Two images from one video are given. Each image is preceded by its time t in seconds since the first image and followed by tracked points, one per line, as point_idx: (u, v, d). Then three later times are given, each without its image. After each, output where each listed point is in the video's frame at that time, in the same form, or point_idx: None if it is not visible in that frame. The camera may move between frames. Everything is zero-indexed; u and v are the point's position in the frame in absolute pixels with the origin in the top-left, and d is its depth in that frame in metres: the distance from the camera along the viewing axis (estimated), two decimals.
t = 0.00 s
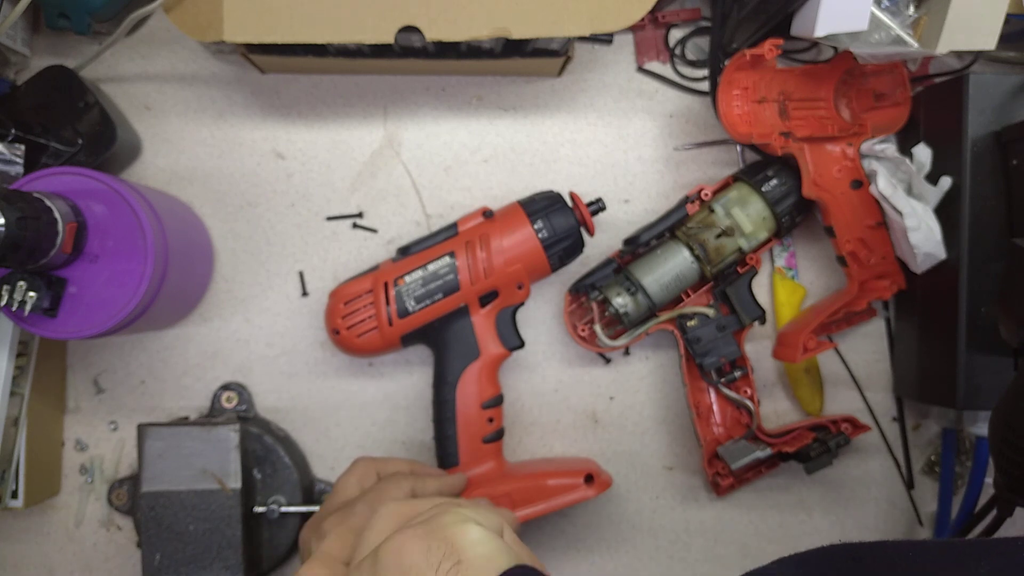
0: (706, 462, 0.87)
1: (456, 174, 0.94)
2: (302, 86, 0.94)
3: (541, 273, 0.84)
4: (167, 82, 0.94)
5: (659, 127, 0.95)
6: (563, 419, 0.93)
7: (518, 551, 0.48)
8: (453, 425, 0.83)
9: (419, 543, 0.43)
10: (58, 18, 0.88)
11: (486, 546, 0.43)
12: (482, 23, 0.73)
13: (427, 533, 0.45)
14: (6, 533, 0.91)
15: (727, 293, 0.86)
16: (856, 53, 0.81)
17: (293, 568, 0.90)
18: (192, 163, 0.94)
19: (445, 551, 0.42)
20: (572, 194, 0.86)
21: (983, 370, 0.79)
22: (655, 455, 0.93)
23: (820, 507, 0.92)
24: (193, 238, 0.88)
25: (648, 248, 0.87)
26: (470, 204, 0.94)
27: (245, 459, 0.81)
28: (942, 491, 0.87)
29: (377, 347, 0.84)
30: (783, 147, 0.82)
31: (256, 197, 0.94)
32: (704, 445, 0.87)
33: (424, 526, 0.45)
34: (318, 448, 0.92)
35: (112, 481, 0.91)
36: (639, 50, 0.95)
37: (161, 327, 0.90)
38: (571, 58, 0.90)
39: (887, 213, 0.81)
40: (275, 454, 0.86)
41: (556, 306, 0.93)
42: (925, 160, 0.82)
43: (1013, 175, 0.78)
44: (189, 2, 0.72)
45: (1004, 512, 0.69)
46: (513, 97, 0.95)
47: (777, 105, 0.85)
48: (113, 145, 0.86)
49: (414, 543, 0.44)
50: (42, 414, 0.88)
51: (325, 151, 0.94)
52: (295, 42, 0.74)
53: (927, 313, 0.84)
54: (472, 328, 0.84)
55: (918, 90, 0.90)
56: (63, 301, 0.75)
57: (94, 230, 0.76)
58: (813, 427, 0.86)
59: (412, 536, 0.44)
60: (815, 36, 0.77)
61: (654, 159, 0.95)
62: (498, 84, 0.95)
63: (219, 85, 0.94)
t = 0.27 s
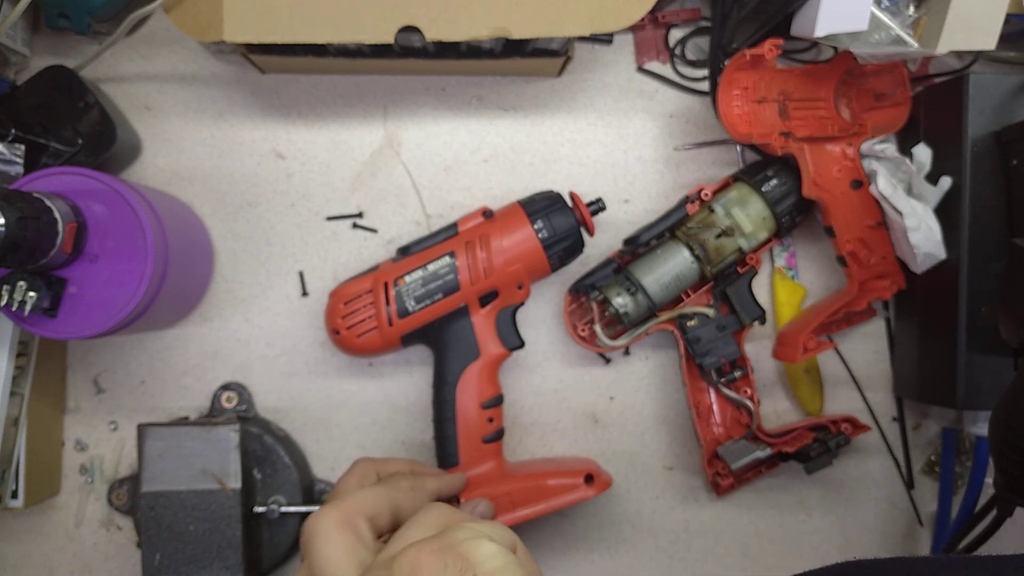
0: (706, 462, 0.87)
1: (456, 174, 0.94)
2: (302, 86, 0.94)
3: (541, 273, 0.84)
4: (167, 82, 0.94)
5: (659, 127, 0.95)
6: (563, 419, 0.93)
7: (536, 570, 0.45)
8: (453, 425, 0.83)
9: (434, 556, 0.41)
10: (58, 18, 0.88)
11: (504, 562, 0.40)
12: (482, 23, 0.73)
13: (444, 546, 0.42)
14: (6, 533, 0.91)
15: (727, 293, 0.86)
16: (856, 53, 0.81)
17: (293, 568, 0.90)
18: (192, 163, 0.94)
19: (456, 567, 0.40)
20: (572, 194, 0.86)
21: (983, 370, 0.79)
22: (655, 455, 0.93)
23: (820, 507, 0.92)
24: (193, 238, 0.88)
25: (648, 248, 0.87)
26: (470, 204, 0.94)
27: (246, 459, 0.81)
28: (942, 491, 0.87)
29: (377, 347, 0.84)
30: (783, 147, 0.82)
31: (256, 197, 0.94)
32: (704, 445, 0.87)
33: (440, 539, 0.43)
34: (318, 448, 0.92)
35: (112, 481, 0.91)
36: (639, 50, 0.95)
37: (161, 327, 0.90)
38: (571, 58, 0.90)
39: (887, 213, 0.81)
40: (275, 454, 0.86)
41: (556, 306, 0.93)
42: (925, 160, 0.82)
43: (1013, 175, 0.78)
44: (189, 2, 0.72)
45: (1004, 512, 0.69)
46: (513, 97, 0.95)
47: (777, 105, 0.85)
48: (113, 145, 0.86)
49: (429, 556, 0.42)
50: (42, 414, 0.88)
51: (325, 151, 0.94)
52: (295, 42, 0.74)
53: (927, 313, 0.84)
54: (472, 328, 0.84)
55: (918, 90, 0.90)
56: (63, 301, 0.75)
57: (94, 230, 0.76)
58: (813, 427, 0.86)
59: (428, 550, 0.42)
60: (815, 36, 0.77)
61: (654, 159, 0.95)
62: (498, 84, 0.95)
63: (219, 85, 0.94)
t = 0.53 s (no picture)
0: (706, 462, 0.87)
1: (456, 174, 0.94)
2: (302, 86, 0.94)
3: (541, 273, 0.84)
4: (167, 82, 0.94)
5: (659, 127, 0.95)
6: (563, 419, 0.93)
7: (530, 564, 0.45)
8: (453, 425, 0.83)
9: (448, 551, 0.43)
10: (58, 18, 0.88)
11: (516, 559, 0.42)
12: (482, 23, 0.73)
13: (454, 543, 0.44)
14: (6, 533, 0.91)
15: (727, 293, 0.86)
16: (856, 53, 0.81)
17: (293, 568, 0.90)
18: (192, 163, 0.94)
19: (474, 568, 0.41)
20: (572, 194, 0.86)
21: (983, 370, 0.79)
22: (655, 455, 0.93)
23: (820, 507, 0.92)
24: (193, 238, 0.88)
25: (647, 248, 0.87)
26: (470, 204, 0.94)
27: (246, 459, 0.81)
28: (942, 491, 0.87)
29: (377, 347, 0.84)
30: (783, 147, 0.82)
31: (256, 197, 0.94)
32: (704, 445, 0.87)
33: (453, 536, 0.44)
34: (318, 448, 0.92)
35: (112, 481, 0.91)
36: (639, 50, 0.95)
37: (161, 327, 0.90)
38: (571, 58, 0.90)
39: (887, 213, 0.81)
40: (275, 454, 0.86)
41: (556, 306, 0.93)
42: (925, 160, 0.82)
43: (1013, 175, 0.78)
44: (189, 2, 0.72)
45: (1004, 513, 0.68)
46: (513, 97, 0.95)
47: (777, 105, 0.85)
48: (113, 145, 0.86)
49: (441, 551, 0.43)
50: (42, 414, 0.88)
51: (325, 151, 0.94)
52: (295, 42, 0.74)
53: (927, 313, 0.84)
54: (472, 328, 0.84)
55: (918, 90, 0.90)
56: (63, 301, 0.75)
57: (94, 230, 0.76)
58: (813, 427, 0.86)
59: (440, 544, 0.44)
60: (815, 36, 0.77)
61: (654, 159, 0.95)
62: (498, 84, 0.95)
63: (219, 85, 0.94)
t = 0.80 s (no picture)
0: (706, 462, 0.87)
1: (456, 174, 0.94)
2: (302, 86, 0.94)
3: (541, 273, 0.84)
4: (167, 82, 0.94)
5: (659, 127, 0.95)
6: (563, 420, 0.93)
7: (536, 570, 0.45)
8: (453, 425, 0.83)
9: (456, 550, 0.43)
10: (58, 18, 0.88)
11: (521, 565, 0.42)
12: (482, 23, 0.73)
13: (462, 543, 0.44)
14: (6, 533, 0.91)
15: (727, 293, 0.86)
16: (856, 53, 0.81)
17: (293, 568, 0.90)
18: (192, 163, 0.94)
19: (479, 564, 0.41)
20: (572, 193, 0.86)
21: (983, 370, 0.79)
22: (655, 455, 0.93)
23: (821, 507, 0.92)
24: (193, 238, 0.88)
25: (647, 248, 0.87)
26: (470, 204, 0.94)
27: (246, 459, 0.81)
28: (942, 491, 0.87)
29: (377, 347, 0.84)
30: (783, 147, 0.82)
31: (256, 197, 0.94)
32: (704, 445, 0.87)
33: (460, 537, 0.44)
34: (318, 448, 0.92)
35: (112, 481, 0.91)
36: (639, 50, 0.95)
37: (161, 327, 0.90)
38: (571, 58, 0.90)
39: (887, 213, 0.81)
40: (275, 454, 0.86)
41: (556, 306, 0.93)
42: (925, 160, 0.82)
43: (1013, 175, 0.78)
44: (188, 2, 0.72)
45: (1004, 513, 0.68)
46: (513, 97, 0.95)
47: (777, 105, 0.85)
48: (112, 145, 0.86)
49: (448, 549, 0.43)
50: (42, 414, 0.88)
51: (325, 151, 0.94)
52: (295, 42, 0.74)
53: (927, 313, 0.84)
54: (472, 328, 0.84)
55: (918, 90, 0.90)
56: (63, 301, 0.75)
57: (94, 230, 0.76)
58: (813, 427, 0.86)
59: (446, 543, 0.43)
60: (815, 36, 0.77)
61: (654, 159, 0.95)
62: (498, 84, 0.95)
63: (219, 85, 0.94)
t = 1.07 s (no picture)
0: (706, 462, 0.87)
1: (456, 174, 0.94)
2: (302, 86, 0.94)
3: (542, 273, 0.84)
4: (167, 82, 0.94)
5: (659, 127, 0.95)
6: (563, 420, 0.93)
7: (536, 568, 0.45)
8: (453, 425, 0.83)
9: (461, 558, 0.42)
10: (58, 18, 0.88)
11: None
12: (482, 23, 0.73)
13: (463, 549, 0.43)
14: (7, 533, 0.91)
15: (727, 293, 0.86)
16: (856, 53, 0.81)
17: (294, 568, 0.90)
18: (192, 163, 0.94)
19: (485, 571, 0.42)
20: (572, 194, 0.86)
21: (983, 370, 0.79)
22: (655, 455, 0.93)
23: (821, 507, 0.92)
24: (193, 238, 0.88)
25: (647, 248, 0.87)
26: (470, 204, 0.94)
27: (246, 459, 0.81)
28: (942, 491, 0.87)
29: (377, 347, 0.84)
30: (783, 147, 0.82)
31: (256, 197, 0.94)
32: (704, 445, 0.87)
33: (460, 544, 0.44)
34: (318, 448, 0.92)
35: (112, 481, 0.91)
36: (639, 50, 0.95)
37: (161, 327, 0.90)
38: (571, 58, 0.90)
39: (887, 213, 0.81)
40: (275, 454, 0.86)
41: (556, 306, 0.93)
42: (925, 160, 0.82)
43: (1013, 175, 0.78)
44: (188, 3, 0.72)
45: (1004, 513, 0.68)
46: (513, 97, 0.95)
47: (777, 105, 0.85)
48: (112, 146, 0.86)
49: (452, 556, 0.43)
50: (42, 414, 0.88)
51: (325, 151, 0.94)
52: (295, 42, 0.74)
53: (927, 313, 0.84)
54: (472, 328, 0.84)
55: (918, 90, 0.90)
56: (63, 301, 0.75)
57: (94, 230, 0.76)
58: (813, 427, 0.86)
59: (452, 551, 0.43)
60: (815, 36, 0.77)
61: (654, 159, 0.95)
62: (498, 84, 0.95)
63: (219, 85, 0.94)
